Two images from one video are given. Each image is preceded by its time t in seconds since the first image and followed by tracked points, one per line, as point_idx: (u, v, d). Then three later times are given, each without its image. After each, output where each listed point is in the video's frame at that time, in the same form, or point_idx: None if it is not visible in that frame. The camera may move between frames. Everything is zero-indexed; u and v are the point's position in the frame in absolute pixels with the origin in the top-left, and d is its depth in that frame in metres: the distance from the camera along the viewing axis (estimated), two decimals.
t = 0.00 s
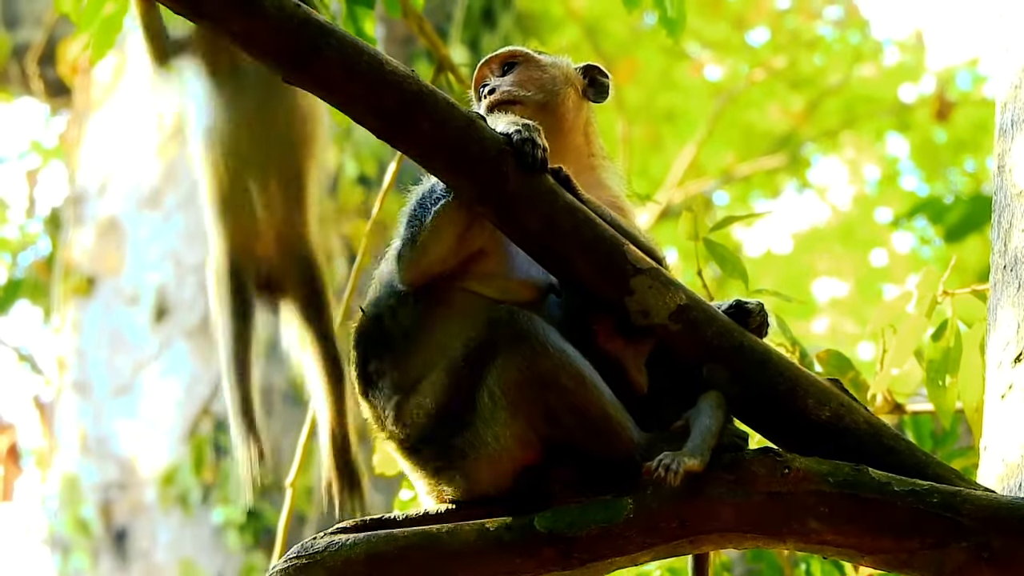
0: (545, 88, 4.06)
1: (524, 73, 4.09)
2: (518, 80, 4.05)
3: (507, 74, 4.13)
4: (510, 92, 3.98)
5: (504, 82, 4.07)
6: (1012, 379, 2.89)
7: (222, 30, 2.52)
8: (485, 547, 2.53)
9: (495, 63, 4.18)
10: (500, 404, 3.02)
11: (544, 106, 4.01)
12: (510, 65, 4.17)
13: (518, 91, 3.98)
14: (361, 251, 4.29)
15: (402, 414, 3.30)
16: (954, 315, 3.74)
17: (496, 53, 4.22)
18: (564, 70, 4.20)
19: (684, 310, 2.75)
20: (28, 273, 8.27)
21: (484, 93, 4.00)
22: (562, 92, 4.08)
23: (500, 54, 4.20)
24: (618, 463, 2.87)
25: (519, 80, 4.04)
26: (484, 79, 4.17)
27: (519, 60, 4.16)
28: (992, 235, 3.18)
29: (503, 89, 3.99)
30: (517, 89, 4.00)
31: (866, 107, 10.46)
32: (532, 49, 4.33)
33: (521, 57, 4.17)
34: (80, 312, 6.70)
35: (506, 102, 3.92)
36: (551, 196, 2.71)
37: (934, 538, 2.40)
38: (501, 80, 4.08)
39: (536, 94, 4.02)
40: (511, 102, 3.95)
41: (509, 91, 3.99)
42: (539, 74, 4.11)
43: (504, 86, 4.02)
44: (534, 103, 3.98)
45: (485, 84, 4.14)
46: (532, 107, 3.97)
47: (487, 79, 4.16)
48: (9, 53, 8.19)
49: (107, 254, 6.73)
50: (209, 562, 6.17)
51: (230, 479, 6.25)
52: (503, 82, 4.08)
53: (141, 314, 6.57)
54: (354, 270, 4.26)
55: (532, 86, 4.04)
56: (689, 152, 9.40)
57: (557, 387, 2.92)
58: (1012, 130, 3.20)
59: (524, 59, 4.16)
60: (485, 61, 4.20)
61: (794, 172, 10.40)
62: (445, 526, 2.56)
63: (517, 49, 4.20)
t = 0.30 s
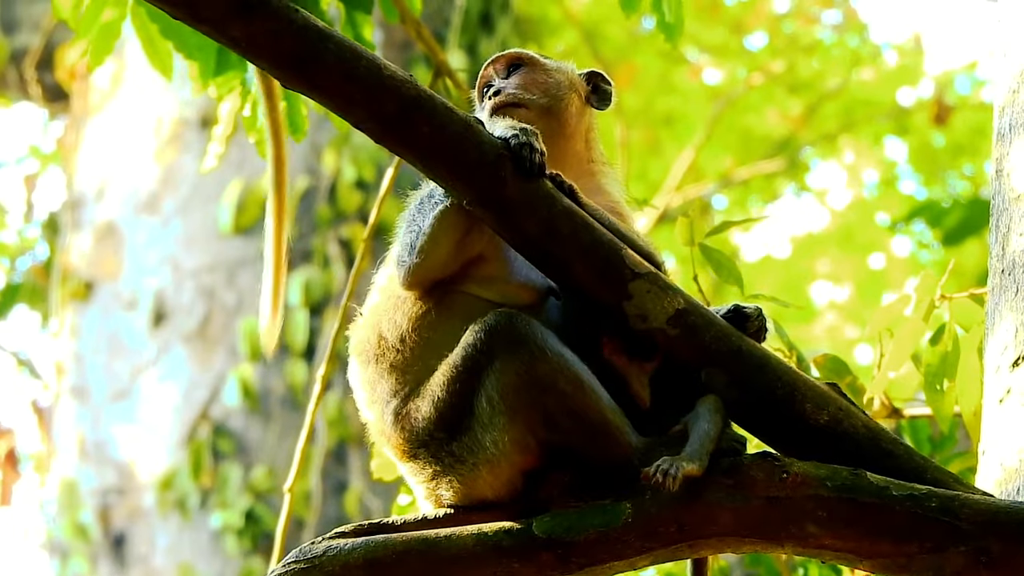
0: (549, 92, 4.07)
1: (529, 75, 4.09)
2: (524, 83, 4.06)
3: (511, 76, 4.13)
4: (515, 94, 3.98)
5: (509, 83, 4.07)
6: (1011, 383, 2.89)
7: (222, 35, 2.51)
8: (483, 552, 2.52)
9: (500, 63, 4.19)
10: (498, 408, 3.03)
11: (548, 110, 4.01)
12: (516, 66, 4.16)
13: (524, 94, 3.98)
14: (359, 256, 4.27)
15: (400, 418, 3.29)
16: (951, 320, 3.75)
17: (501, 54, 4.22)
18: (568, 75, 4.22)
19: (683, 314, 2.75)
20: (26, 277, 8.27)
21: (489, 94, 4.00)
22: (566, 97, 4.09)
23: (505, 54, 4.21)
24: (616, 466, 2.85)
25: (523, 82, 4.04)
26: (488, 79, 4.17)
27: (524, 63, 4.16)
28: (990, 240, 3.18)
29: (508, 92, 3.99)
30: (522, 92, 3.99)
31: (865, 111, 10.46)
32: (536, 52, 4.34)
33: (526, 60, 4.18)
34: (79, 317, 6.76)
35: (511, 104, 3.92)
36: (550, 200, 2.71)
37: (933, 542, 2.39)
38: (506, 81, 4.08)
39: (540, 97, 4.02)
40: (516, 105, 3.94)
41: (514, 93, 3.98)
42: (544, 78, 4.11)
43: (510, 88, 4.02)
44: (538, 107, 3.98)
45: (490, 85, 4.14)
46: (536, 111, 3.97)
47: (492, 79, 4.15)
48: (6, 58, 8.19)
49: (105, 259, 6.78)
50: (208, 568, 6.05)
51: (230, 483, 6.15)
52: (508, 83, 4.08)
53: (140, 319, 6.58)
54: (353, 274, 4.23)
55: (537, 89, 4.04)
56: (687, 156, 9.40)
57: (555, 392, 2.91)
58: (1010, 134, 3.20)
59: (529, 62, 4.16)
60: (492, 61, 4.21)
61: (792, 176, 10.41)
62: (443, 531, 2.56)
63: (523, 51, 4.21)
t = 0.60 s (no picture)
0: (551, 96, 4.07)
1: (531, 78, 4.10)
2: (526, 85, 4.06)
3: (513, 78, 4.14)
4: (518, 96, 3.98)
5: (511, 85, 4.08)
6: (1009, 387, 2.89)
7: (220, 39, 2.52)
8: (481, 556, 2.52)
9: (502, 65, 4.20)
10: (497, 412, 3.03)
11: (549, 114, 4.01)
12: (518, 68, 4.18)
13: (526, 96, 3.98)
14: (358, 259, 4.28)
15: (398, 422, 3.29)
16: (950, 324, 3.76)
17: (504, 56, 4.23)
18: (569, 80, 4.23)
19: (681, 318, 2.75)
20: (25, 280, 8.27)
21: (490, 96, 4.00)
22: (567, 101, 4.09)
23: (508, 56, 4.22)
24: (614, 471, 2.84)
25: (525, 86, 4.04)
26: (490, 82, 4.18)
27: (526, 66, 4.17)
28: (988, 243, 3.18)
29: (509, 94, 3.99)
30: (524, 95, 4.00)
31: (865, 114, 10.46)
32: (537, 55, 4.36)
33: (528, 62, 4.19)
34: (77, 320, 6.77)
35: (514, 106, 3.93)
36: (548, 204, 2.71)
37: (931, 546, 2.39)
38: (507, 83, 4.09)
39: (541, 101, 4.03)
40: (517, 107, 3.94)
41: (516, 96, 3.98)
42: (546, 81, 4.12)
43: (512, 90, 4.02)
44: (539, 110, 3.98)
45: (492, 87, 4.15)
46: (537, 114, 3.97)
47: (494, 80, 4.16)
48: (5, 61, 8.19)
49: (104, 262, 6.79)
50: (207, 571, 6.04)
51: (228, 486, 6.17)
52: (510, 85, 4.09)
53: (138, 322, 6.58)
54: (351, 276, 4.24)
55: (539, 92, 4.04)
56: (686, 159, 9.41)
57: (553, 396, 2.92)
58: (1008, 138, 3.20)
59: (531, 65, 4.17)
60: (494, 63, 4.22)
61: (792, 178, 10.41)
62: (441, 534, 2.55)
63: (525, 54, 4.22)
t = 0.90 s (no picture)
0: (549, 96, 4.07)
1: (529, 78, 4.10)
2: (524, 85, 4.06)
3: (511, 78, 4.15)
4: (516, 96, 3.98)
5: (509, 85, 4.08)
6: (1006, 385, 2.89)
7: (216, 38, 2.52)
8: (478, 555, 2.52)
9: (500, 65, 4.20)
10: (493, 411, 3.03)
11: (547, 114, 4.02)
12: (517, 68, 4.18)
13: (524, 97, 3.98)
14: (355, 259, 4.26)
15: (395, 421, 3.29)
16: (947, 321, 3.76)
17: (502, 56, 4.23)
18: (567, 80, 4.22)
19: (678, 317, 2.76)
20: (22, 281, 8.26)
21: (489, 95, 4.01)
22: (565, 101, 4.09)
23: (506, 56, 4.22)
24: (611, 470, 2.84)
25: (523, 86, 4.04)
26: (488, 81, 4.18)
27: (524, 65, 4.17)
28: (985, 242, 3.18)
29: (507, 94, 3.99)
30: (522, 95, 4.00)
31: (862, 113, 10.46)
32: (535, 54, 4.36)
33: (526, 62, 4.18)
34: (75, 319, 6.77)
35: (512, 106, 3.93)
36: (545, 203, 2.71)
37: (928, 544, 2.39)
38: (505, 83, 4.08)
39: (539, 101, 4.03)
40: (515, 107, 3.94)
41: (514, 96, 3.98)
42: (543, 82, 4.12)
43: (510, 90, 4.02)
44: (537, 111, 3.98)
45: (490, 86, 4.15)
46: (535, 114, 3.97)
47: (492, 80, 4.17)
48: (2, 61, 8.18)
49: (102, 262, 6.80)
50: (204, 570, 6.03)
51: (225, 486, 6.16)
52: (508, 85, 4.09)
53: (136, 321, 6.58)
54: (347, 276, 4.23)
55: (537, 93, 4.04)
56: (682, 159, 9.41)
57: (550, 395, 2.92)
58: (1006, 136, 3.20)
59: (529, 65, 4.17)
60: (492, 63, 4.22)
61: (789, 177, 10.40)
62: (439, 534, 2.55)
63: (523, 53, 4.22)
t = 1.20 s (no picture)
0: (549, 98, 4.07)
1: (529, 79, 4.10)
2: (523, 86, 4.06)
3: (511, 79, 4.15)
4: (516, 98, 3.98)
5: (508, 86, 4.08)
6: (1005, 387, 2.89)
7: (215, 39, 2.51)
8: (477, 556, 2.51)
9: (500, 67, 4.20)
10: (492, 413, 3.03)
11: (547, 115, 4.01)
12: (517, 70, 4.18)
13: (525, 98, 3.98)
14: (354, 259, 4.26)
15: (393, 423, 3.29)
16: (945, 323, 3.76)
17: (502, 58, 4.23)
18: (567, 81, 4.22)
19: (678, 318, 2.75)
20: (22, 281, 8.26)
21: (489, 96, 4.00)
22: (565, 103, 4.08)
23: (506, 58, 4.21)
24: (610, 471, 2.85)
25: (523, 87, 4.04)
26: (489, 83, 4.18)
27: (525, 67, 4.17)
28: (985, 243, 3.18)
29: (507, 95, 3.98)
30: (522, 97, 3.99)
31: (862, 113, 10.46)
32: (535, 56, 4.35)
33: (527, 64, 4.18)
34: (74, 319, 6.77)
35: (512, 108, 3.93)
36: (545, 205, 2.71)
37: (927, 546, 2.39)
38: (505, 85, 4.08)
39: (540, 103, 4.02)
40: (516, 109, 3.94)
41: (514, 97, 3.98)
42: (544, 83, 4.11)
43: (509, 91, 4.02)
44: (537, 112, 3.98)
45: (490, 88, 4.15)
46: (535, 116, 3.97)
47: (492, 82, 4.17)
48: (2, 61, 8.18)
49: (102, 262, 6.80)
50: (203, 571, 6.03)
51: (225, 486, 6.15)
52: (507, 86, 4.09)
53: (135, 322, 6.58)
54: (346, 276, 4.22)
55: (537, 94, 4.04)
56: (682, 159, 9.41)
57: (548, 396, 2.92)
58: (1005, 138, 3.19)
59: (529, 66, 4.17)
60: (492, 65, 4.22)
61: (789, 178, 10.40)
62: (438, 535, 2.54)
63: (523, 55, 4.21)
